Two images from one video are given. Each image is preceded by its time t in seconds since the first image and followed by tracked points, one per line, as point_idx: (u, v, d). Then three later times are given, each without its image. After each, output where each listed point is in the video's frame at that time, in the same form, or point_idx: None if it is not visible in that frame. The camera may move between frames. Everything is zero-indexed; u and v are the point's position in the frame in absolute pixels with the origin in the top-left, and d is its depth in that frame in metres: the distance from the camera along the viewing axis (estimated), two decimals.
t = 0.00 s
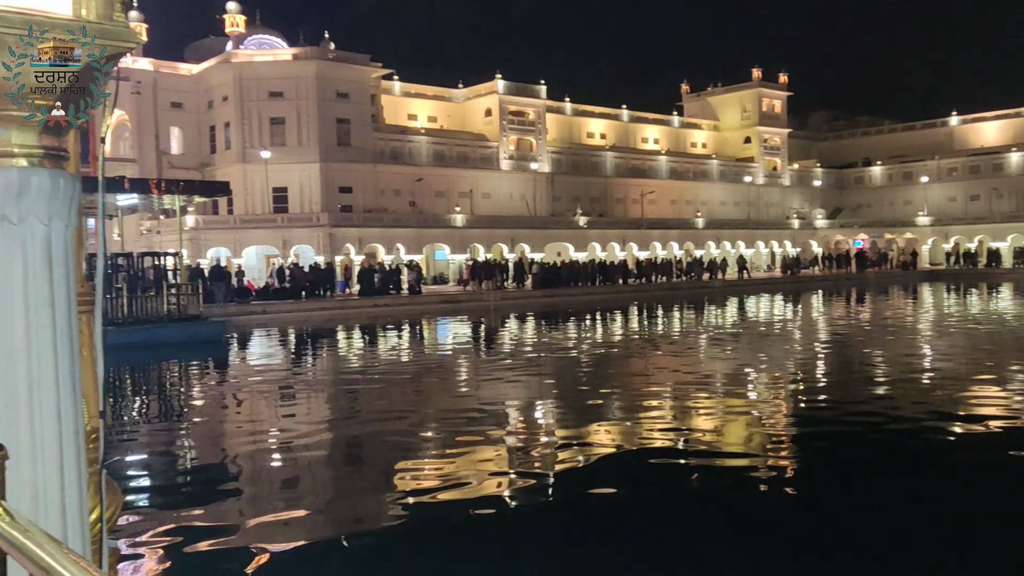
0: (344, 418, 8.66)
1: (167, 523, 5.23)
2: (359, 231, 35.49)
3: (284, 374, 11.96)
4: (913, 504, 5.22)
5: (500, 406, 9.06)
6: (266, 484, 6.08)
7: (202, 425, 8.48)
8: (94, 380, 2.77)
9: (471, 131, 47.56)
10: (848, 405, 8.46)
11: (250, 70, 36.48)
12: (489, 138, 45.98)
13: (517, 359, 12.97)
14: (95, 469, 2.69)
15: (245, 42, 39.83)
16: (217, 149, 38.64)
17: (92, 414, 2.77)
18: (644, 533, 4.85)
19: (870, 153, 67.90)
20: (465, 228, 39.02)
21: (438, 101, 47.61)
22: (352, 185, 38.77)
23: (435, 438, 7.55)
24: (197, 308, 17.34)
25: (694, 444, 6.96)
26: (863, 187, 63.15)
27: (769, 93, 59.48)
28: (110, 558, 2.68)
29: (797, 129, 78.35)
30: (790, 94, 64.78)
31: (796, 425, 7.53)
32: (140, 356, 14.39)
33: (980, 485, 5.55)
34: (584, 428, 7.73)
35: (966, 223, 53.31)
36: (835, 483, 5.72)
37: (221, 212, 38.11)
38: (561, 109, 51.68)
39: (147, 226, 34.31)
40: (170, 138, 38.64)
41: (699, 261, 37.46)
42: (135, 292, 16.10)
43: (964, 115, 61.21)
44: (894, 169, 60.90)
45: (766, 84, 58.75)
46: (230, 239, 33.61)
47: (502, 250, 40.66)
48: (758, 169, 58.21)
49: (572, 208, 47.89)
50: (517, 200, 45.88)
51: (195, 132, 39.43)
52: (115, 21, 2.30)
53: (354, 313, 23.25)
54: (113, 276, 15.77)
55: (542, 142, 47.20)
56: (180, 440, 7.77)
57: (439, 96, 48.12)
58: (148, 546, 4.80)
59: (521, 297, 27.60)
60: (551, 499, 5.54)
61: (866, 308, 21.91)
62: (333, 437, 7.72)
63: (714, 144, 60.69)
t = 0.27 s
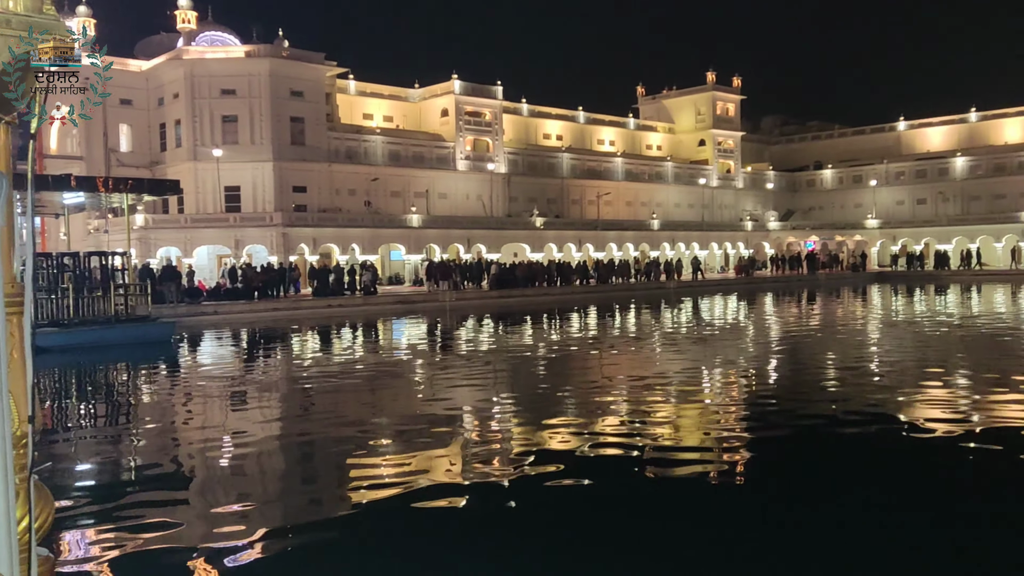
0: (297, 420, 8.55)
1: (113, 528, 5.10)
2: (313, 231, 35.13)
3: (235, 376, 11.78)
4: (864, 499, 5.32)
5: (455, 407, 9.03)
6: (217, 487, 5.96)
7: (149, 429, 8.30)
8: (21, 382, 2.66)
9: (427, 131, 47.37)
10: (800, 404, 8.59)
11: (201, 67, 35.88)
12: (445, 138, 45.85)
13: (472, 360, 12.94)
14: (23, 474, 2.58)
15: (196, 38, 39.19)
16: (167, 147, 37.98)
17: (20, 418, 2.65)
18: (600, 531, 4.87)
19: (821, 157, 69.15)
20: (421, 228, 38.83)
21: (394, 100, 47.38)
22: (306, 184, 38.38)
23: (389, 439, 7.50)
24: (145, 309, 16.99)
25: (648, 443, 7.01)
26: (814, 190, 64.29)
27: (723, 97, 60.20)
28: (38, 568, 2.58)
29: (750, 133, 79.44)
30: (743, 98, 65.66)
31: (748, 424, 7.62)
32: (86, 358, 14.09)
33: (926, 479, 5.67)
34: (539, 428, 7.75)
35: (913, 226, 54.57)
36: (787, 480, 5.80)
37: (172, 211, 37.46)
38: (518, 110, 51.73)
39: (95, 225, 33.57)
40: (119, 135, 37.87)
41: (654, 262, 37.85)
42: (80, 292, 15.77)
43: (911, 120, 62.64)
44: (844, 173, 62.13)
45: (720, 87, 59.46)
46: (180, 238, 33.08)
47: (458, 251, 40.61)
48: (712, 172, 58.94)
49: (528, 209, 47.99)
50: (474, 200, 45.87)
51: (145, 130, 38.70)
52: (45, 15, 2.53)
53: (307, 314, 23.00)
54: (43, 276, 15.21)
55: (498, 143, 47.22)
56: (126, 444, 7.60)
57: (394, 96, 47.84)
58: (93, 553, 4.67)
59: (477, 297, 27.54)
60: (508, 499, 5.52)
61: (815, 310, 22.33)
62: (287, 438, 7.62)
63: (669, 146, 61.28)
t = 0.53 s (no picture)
0: (254, 421, 8.46)
1: (66, 533, 5.02)
2: (272, 230, 34.76)
3: (192, 377, 11.64)
4: (818, 499, 5.38)
5: (415, 407, 9.03)
6: (172, 489, 5.91)
7: (104, 430, 8.19)
8: None
9: (388, 130, 47.14)
10: (756, 404, 8.68)
11: (158, 63, 35.32)
12: (406, 138, 45.67)
13: (432, 361, 12.91)
14: None
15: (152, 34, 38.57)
16: (123, 145, 37.34)
17: None
18: (558, 533, 4.86)
19: (779, 160, 70.11)
20: (382, 228, 38.61)
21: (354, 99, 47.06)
22: (265, 183, 38.04)
23: (347, 440, 7.48)
24: (98, 309, 16.68)
25: (606, 443, 7.05)
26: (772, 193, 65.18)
27: (683, 99, 60.73)
28: None
29: (710, 135, 80.26)
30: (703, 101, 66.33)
31: (706, 424, 7.68)
32: (38, 358, 13.81)
33: (880, 480, 5.75)
34: (498, 429, 7.74)
35: (867, 229, 55.58)
36: (743, 479, 5.85)
37: (127, 209, 36.86)
38: (479, 111, 51.71)
39: (47, 223, 32.87)
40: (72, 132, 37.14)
41: (614, 263, 38.11)
42: (31, 292, 15.45)
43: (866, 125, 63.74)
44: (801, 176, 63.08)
45: (680, 90, 59.97)
46: (135, 237, 32.55)
47: (418, 251, 40.49)
48: (672, 174, 59.47)
49: (490, 209, 48.02)
50: (435, 200, 45.79)
51: (100, 127, 38.02)
52: None
53: (266, 314, 22.76)
54: None
55: (459, 143, 47.17)
56: (79, 446, 7.51)
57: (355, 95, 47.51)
58: (47, 558, 4.61)
59: (438, 298, 27.45)
60: (467, 498, 5.55)
61: (773, 311, 22.65)
62: (244, 440, 7.53)
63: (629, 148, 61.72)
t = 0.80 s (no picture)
0: (213, 424, 8.35)
1: (19, 537, 4.95)
2: (231, 230, 34.36)
3: (148, 378, 11.49)
4: (782, 500, 5.43)
5: (375, 408, 9.02)
6: (128, 491, 5.86)
7: (57, 432, 8.07)
8: None
9: (349, 130, 46.84)
10: (717, 405, 8.76)
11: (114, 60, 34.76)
12: (368, 137, 45.42)
13: (392, 362, 12.87)
14: None
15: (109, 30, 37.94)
16: (77, 142, 36.66)
17: None
18: (524, 537, 4.85)
19: (739, 164, 70.91)
20: (343, 228, 38.33)
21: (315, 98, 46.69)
22: (224, 182, 37.63)
23: (306, 441, 7.46)
24: (51, 309, 16.37)
25: (570, 445, 7.06)
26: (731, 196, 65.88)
27: (644, 102, 61.13)
28: None
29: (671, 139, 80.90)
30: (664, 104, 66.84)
31: (668, 425, 7.73)
32: None
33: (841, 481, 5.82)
34: (462, 430, 7.72)
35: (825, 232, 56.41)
36: (707, 481, 5.90)
37: (81, 208, 36.16)
38: (442, 111, 51.61)
39: None
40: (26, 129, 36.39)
41: (576, 264, 38.24)
42: None
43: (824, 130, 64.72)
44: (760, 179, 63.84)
45: (642, 94, 60.35)
46: (90, 237, 31.95)
47: (380, 251, 40.23)
48: (633, 176, 59.91)
49: (452, 210, 47.94)
50: (397, 201, 45.56)
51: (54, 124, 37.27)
52: None
53: (224, 315, 22.50)
54: None
55: (421, 144, 47.06)
56: (32, 448, 7.39)
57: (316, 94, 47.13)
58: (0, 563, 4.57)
59: (399, 299, 27.32)
60: (427, 499, 5.58)
61: (732, 312, 22.88)
62: (202, 443, 7.45)
63: (591, 150, 62.05)
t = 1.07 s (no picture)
0: (171, 426, 8.21)
1: None
2: (189, 230, 33.84)
3: (104, 381, 11.25)
4: (744, 505, 5.44)
5: (337, 411, 8.91)
6: (83, 497, 5.72)
7: (9, 437, 7.87)
8: None
9: (311, 130, 46.40)
10: (678, 407, 8.78)
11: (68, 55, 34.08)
12: (330, 137, 45.04)
13: (354, 364, 12.73)
14: None
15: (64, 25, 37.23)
16: (31, 140, 35.84)
17: None
18: (489, 544, 4.79)
19: (700, 167, 71.55)
20: (304, 229, 37.93)
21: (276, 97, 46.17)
22: (182, 180, 37.13)
23: (267, 444, 7.35)
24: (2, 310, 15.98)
25: (533, 448, 7.01)
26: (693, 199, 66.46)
27: (607, 105, 61.38)
28: None
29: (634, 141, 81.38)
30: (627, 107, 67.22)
31: (630, 428, 7.73)
32: None
33: (803, 486, 5.84)
34: (422, 433, 7.65)
35: (784, 235, 57.17)
36: (669, 486, 5.88)
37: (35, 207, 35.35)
38: (405, 112, 51.35)
39: None
40: None
41: (540, 266, 38.20)
42: None
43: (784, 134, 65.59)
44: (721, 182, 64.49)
45: (605, 96, 60.61)
46: (43, 236, 31.22)
47: (342, 252, 39.91)
48: (597, 179, 60.16)
49: (415, 211, 47.72)
50: (359, 202, 45.25)
51: (6, 121, 36.38)
52: None
53: (182, 316, 22.13)
54: None
55: (384, 144, 46.80)
56: None
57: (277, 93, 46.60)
58: None
59: (360, 301, 27.05)
60: (391, 503, 5.52)
61: (693, 315, 23.07)
62: (159, 447, 7.30)
63: (555, 152, 62.18)
